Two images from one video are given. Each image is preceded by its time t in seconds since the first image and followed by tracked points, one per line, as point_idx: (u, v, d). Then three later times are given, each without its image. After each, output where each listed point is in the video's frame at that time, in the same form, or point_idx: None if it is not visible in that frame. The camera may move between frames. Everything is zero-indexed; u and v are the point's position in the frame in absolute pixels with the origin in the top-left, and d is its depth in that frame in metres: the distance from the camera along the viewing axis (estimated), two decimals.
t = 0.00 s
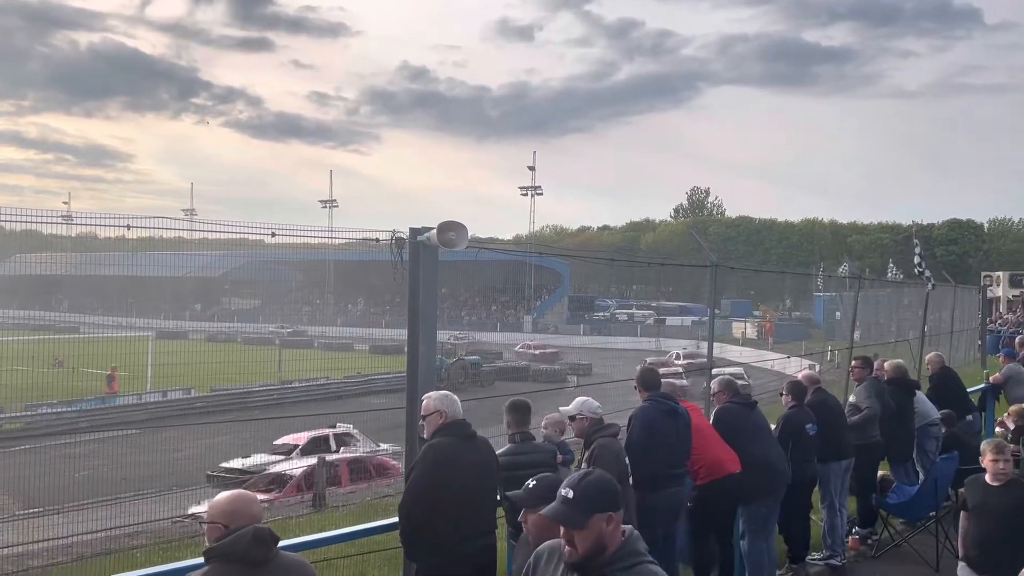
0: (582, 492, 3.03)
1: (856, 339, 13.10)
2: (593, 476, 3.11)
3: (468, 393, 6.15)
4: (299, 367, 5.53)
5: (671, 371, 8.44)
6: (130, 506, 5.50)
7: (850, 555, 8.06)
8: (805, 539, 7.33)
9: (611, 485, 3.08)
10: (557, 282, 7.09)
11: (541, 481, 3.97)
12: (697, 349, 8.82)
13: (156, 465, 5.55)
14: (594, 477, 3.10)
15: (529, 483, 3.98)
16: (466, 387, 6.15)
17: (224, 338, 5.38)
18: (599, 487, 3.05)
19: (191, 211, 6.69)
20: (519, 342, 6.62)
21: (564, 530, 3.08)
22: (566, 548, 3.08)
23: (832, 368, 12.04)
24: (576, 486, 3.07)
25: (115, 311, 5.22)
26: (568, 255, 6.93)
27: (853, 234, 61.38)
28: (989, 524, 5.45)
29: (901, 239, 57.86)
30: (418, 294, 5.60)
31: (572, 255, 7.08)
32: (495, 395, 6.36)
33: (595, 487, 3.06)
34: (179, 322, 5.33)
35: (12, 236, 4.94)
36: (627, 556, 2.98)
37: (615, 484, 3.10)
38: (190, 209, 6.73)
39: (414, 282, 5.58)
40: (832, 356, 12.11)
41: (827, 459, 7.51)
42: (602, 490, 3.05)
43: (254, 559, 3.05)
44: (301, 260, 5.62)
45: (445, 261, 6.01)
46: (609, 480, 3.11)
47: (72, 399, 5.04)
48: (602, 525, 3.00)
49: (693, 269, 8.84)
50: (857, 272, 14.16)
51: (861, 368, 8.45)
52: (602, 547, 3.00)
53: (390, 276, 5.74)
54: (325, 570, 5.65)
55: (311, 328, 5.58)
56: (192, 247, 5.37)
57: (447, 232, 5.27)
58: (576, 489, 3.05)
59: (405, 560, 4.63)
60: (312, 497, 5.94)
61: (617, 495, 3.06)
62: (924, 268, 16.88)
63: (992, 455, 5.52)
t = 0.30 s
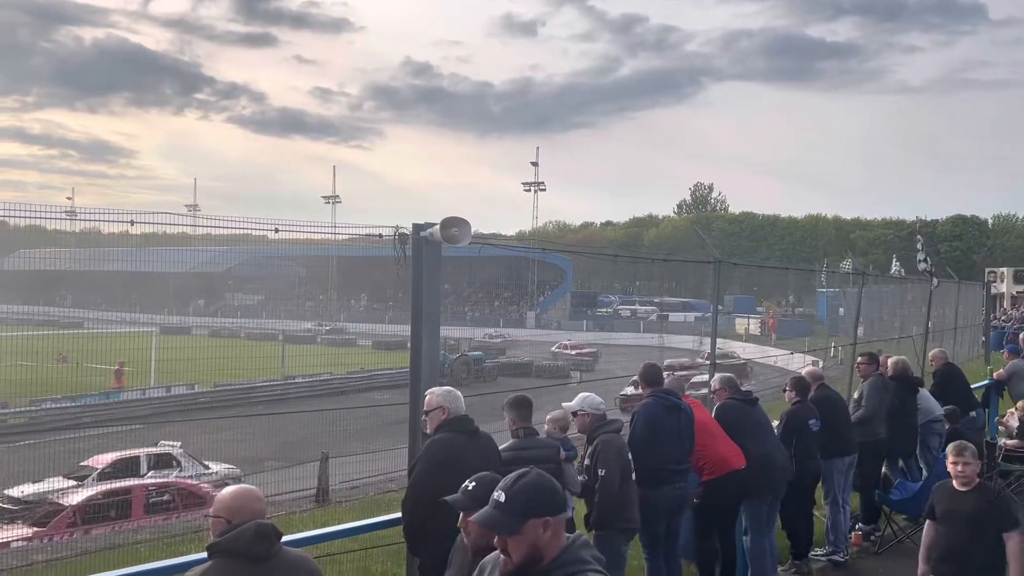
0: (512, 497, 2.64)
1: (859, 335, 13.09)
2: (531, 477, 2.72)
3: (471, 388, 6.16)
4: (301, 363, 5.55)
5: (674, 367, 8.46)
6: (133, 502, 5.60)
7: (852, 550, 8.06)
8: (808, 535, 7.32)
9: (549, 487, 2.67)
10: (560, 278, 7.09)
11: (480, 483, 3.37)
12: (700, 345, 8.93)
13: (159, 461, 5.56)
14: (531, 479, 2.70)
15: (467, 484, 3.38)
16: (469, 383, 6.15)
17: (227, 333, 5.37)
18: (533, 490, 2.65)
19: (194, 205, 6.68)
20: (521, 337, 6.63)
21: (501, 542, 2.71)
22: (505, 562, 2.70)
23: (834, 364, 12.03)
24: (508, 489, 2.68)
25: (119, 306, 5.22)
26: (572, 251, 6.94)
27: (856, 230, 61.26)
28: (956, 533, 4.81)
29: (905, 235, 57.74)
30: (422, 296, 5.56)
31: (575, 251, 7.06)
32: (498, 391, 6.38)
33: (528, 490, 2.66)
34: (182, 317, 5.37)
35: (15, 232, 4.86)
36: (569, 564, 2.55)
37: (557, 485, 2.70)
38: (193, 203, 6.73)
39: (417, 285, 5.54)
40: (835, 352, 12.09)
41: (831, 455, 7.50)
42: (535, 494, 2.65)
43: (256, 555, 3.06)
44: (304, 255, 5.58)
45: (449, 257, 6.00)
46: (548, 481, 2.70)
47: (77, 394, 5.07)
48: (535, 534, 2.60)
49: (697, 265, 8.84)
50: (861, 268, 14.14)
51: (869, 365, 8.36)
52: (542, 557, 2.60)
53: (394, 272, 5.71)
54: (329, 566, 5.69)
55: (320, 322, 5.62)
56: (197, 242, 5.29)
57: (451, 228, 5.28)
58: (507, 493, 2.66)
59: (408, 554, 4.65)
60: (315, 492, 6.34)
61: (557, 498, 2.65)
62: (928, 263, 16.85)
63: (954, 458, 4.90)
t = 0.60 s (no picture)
0: (419, 518, 2.59)
1: (865, 331, 13.05)
2: (443, 498, 2.64)
3: (476, 383, 6.16)
4: (305, 358, 5.51)
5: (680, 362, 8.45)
6: (140, 495, 5.58)
7: (859, 546, 8.05)
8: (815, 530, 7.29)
9: (461, 510, 2.61)
10: (565, 273, 7.07)
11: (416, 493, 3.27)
12: (705, 340, 8.98)
13: (164, 455, 5.62)
14: (443, 500, 2.63)
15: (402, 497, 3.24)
16: (474, 378, 6.15)
17: (233, 328, 5.43)
18: (441, 514, 2.59)
19: (200, 200, 6.69)
20: (526, 332, 6.63)
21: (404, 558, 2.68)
22: None
23: (841, 360, 11.99)
24: (417, 509, 2.62)
25: (125, 302, 5.26)
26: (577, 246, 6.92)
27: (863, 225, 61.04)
28: (936, 540, 4.80)
29: (912, 230, 57.52)
30: (427, 291, 5.52)
31: (580, 246, 7.05)
32: (502, 385, 6.37)
33: (437, 513, 2.60)
34: (189, 312, 5.35)
35: (21, 227, 4.90)
36: None
37: (468, 509, 2.62)
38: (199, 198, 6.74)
39: (422, 283, 5.53)
40: (841, 347, 12.05)
41: (837, 450, 7.49)
42: (444, 517, 2.59)
43: (261, 548, 3.06)
44: (308, 250, 5.58)
45: (454, 252, 5.97)
46: (460, 504, 2.63)
47: (83, 389, 5.06)
48: (436, 561, 2.57)
49: (703, 260, 8.81)
50: (867, 263, 14.08)
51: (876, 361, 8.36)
52: None
53: (399, 267, 5.70)
54: (334, 561, 5.67)
55: (321, 318, 5.56)
56: (202, 238, 5.33)
57: (456, 222, 5.27)
58: (414, 514, 2.61)
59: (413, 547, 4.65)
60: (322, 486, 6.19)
61: (466, 524, 2.59)
62: (935, 258, 16.78)
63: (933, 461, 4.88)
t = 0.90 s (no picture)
0: (292, 530, 2.52)
1: (874, 325, 13.00)
2: (316, 505, 2.59)
3: (484, 377, 6.17)
4: (314, 352, 5.60)
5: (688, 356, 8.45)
6: (151, 490, 5.65)
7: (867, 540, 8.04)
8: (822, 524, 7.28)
9: (338, 514, 2.56)
10: (572, 268, 7.07)
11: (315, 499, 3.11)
12: (713, 335, 8.90)
13: (173, 449, 5.63)
14: (316, 508, 2.58)
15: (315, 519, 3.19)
16: (482, 372, 6.16)
17: (241, 323, 5.42)
18: (317, 521, 2.53)
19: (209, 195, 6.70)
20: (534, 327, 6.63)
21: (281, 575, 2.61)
22: None
23: (849, 354, 11.96)
24: (288, 522, 2.56)
25: (133, 297, 5.25)
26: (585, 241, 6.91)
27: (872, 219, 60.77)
28: (918, 544, 4.71)
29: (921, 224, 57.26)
30: (434, 286, 5.59)
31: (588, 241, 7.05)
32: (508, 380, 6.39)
33: (313, 521, 2.55)
34: (198, 307, 5.38)
35: (33, 223, 4.93)
36: None
37: (344, 511, 2.58)
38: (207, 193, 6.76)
39: (430, 276, 5.56)
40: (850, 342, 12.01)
41: (845, 445, 7.48)
42: (323, 523, 2.54)
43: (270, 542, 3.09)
44: (318, 245, 5.61)
45: (461, 246, 5.99)
46: (334, 507, 2.59)
47: (93, 383, 5.09)
48: (316, 573, 2.51)
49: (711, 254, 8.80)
50: (876, 258, 14.03)
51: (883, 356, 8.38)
52: None
53: (406, 261, 5.70)
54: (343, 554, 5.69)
55: (330, 313, 5.64)
56: (211, 233, 5.34)
57: (463, 216, 5.28)
58: (285, 527, 2.54)
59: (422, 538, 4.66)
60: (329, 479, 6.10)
61: (348, 526, 2.55)
62: (944, 252, 16.69)
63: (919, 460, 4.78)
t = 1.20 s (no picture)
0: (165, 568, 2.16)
1: (885, 320, 12.94)
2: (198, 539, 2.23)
3: (494, 373, 6.18)
4: (324, 348, 5.58)
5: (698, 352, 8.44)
6: (163, 485, 5.55)
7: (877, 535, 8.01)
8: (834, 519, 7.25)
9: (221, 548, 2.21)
10: (582, 263, 7.06)
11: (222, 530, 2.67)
12: (723, 331, 8.92)
13: (185, 444, 5.59)
14: (198, 542, 2.21)
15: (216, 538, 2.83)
16: (492, 368, 6.17)
17: (253, 319, 5.44)
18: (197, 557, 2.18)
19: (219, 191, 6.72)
20: (543, 322, 6.63)
21: None
22: None
23: (860, 350, 11.91)
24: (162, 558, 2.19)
25: (143, 292, 5.25)
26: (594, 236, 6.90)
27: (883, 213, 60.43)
28: (888, 563, 4.76)
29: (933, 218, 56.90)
30: (444, 281, 5.62)
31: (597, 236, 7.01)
32: (520, 375, 6.40)
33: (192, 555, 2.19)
34: (209, 303, 5.38)
35: (46, 220, 4.97)
36: None
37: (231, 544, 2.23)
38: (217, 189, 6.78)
39: (440, 272, 5.58)
40: (861, 337, 11.95)
41: (856, 440, 7.46)
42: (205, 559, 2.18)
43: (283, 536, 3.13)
44: (328, 241, 5.60)
45: (471, 242, 5.98)
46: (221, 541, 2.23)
47: (103, 379, 5.19)
48: None
49: (722, 249, 8.76)
50: (887, 252, 13.96)
51: (896, 353, 8.31)
52: None
53: (416, 256, 5.69)
54: (354, 549, 5.70)
55: (342, 309, 5.62)
56: (222, 229, 5.32)
57: (473, 212, 5.28)
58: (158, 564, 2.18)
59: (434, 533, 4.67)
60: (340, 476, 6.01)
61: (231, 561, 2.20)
62: (957, 247, 16.58)
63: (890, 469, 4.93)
